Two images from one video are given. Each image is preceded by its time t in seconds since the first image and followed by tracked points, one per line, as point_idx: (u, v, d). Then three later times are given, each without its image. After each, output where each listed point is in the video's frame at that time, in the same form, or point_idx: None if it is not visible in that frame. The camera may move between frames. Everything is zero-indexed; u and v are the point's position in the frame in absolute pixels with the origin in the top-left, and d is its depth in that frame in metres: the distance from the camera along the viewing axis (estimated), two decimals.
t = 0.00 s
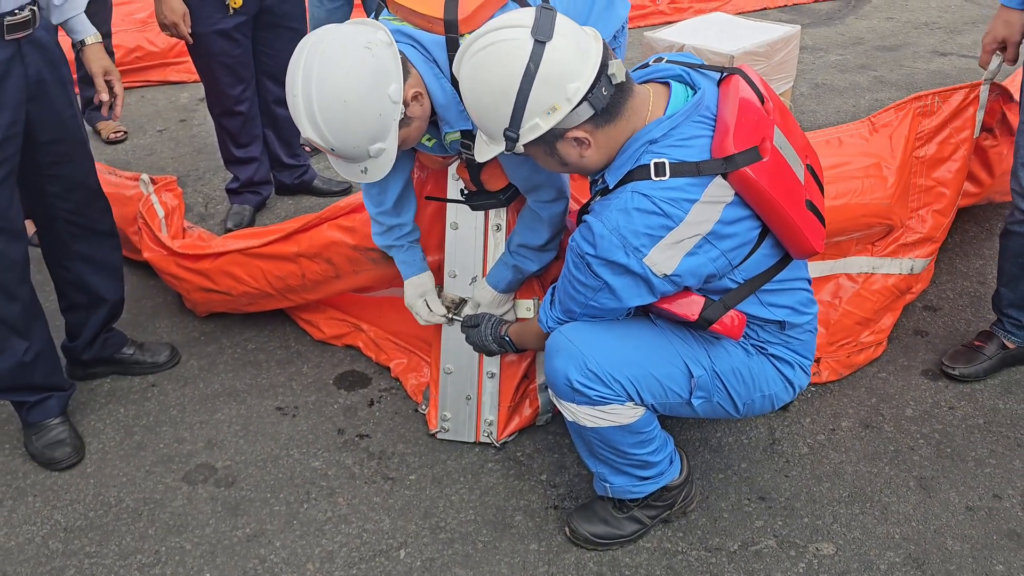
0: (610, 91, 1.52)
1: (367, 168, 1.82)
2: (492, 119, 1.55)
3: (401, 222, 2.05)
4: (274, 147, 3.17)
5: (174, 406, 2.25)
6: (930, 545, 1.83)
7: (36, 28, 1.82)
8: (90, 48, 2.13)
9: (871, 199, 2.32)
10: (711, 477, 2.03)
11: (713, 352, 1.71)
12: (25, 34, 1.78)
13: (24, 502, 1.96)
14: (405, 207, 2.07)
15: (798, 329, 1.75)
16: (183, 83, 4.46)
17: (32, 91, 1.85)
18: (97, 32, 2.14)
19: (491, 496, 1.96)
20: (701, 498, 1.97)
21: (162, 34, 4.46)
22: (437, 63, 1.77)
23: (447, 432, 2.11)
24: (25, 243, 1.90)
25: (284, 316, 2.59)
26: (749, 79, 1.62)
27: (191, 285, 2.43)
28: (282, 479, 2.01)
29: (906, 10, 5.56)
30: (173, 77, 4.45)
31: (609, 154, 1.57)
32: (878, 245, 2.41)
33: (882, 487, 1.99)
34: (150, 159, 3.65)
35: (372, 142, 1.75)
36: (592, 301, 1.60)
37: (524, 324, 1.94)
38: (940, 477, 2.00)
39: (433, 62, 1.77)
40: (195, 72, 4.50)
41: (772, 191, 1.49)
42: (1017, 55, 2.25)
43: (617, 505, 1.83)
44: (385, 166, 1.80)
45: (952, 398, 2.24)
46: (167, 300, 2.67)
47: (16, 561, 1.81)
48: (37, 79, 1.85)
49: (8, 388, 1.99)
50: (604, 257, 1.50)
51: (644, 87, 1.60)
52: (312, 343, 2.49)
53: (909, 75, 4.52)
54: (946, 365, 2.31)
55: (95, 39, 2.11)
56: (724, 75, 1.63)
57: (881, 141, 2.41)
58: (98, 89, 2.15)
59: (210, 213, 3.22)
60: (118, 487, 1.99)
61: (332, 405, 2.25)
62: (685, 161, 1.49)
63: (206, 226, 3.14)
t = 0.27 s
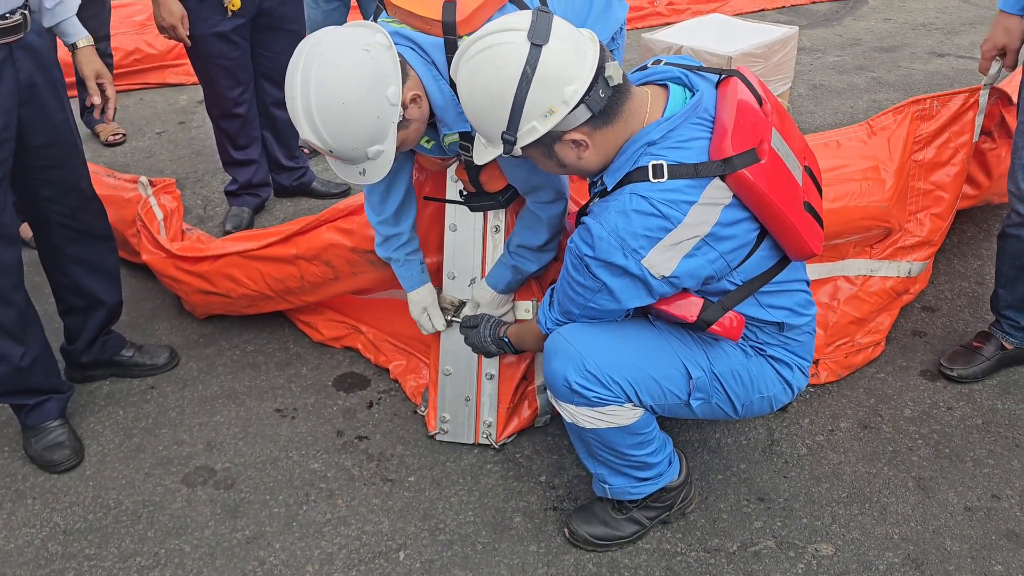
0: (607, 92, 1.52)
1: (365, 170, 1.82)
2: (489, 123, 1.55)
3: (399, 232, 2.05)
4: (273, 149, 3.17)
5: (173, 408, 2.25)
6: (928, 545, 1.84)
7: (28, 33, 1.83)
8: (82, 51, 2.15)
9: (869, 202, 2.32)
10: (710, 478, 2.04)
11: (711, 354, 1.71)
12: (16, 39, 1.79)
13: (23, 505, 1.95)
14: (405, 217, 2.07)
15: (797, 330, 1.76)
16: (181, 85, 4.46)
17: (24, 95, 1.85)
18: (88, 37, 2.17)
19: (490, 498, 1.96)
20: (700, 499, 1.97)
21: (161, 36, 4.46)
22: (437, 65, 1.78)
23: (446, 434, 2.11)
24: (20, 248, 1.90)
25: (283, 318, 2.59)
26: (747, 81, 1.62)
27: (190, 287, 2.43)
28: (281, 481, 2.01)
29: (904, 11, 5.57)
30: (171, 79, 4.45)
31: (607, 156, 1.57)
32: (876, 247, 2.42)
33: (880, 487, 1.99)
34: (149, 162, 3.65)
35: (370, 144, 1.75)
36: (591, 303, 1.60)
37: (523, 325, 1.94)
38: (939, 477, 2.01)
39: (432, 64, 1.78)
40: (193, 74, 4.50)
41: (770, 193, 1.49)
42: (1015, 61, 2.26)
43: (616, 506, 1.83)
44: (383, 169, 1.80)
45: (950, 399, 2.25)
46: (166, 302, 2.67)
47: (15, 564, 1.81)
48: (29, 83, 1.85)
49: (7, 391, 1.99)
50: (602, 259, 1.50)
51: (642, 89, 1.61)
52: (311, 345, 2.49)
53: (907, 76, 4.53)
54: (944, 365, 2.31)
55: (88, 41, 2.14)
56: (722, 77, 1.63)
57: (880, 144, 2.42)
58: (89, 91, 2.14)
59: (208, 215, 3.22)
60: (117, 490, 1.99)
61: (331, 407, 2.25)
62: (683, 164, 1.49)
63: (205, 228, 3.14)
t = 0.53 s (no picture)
0: (604, 95, 1.53)
1: (365, 170, 1.83)
2: (485, 125, 1.55)
3: (395, 225, 2.06)
4: (272, 151, 3.18)
5: (172, 409, 2.25)
6: (927, 545, 1.84)
7: (21, 36, 1.83)
8: (77, 53, 2.14)
9: (868, 208, 2.33)
10: (709, 478, 2.04)
11: (710, 355, 1.71)
12: (9, 41, 1.80)
13: (22, 507, 1.95)
14: (401, 211, 2.07)
15: (795, 331, 1.76)
16: (180, 87, 4.46)
17: (17, 98, 1.85)
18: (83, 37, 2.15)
19: (489, 499, 1.96)
20: (699, 500, 1.97)
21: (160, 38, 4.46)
22: (436, 67, 1.78)
23: (444, 435, 2.12)
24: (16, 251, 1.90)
25: (282, 320, 2.59)
26: (745, 83, 1.62)
27: (189, 289, 2.44)
28: (281, 482, 2.01)
29: (903, 11, 5.57)
30: (170, 80, 4.45)
31: (605, 158, 1.57)
32: (872, 253, 2.45)
33: (879, 487, 1.99)
34: (148, 163, 3.65)
35: (370, 145, 1.75)
36: (589, 304, 1.60)
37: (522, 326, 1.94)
38: (937, 477, 2.01)
39: (432, 66, 1.78)
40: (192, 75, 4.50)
41: (768, 194, 1.49)
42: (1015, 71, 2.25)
43: (615, 507, 1.83)
44: (384, 170, 1.80)
45: (949, 398, 2.25)
46: (165, 304, 2.67)
47: (14, 566, 1.81)
48: (22, 86, 1.85)
49: (5, 393, 1.99)
50: (600, 260, 1.50)
51: (639, 91, 1.61)
52: (309, 346, 2.49)
53: (906, 76, 4.53)
54: (942, 365, 2.32)
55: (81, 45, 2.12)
56: (719, 78, 1.63)
57: (879, 150, 2.41)
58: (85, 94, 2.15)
59: (208, 217, 3.22)
60: (117, 492, 1.99)
61: (329, 408, 2.25)
62: (681, 165, 1.49)
63: (204, 230, 3.14)
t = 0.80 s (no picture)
0: (607, 96, 1.53)
1: (369, 171, 1.83)
2: (489, 126, 1.55)
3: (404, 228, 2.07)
4: (273, 152, 3.18)
5: (172, 411, 2.25)
6: (928, 546, 1.83)
7: (19, 39, 1.84)
8: (73, 56, 2.15)
9: (864, 211, 2.33)
10: (709, 479, 2.04)
11: (710, 355, 1.71)
12: (8, 44, 1.81)
13: (22, 509, 1.96)
14: (409, 213, 2.08)
15: (796, 332, 1.75)
16: (181, 88, 4.46)
17: (16, 101, 1.86)
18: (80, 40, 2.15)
19: (489, 500, 1.96)
20: (700, 501, 1.97)
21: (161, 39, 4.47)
22: (439, 68, 1.78)
23: (445, 436, 2.11)
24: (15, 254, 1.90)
25: (282, 321, 2.59)
26: (746, 83, 1.62)
27: (190, 290, 2.44)
28: (281, 484, 2.01)
29: (904, 11, 5.57)
30: (171, 82, 4.45)
31: (606, 158, 1.57)
32: (869, 255, 2.44)
33: (880, 487, 1.99)
34: (149, 165, 3.66)
35: (374, 147, 1.75)
36: (589, 304, 1.60)
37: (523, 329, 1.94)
38: (938, 478, 2.01)
39: (434, 67, 1.78)
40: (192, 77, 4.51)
41: (768, 195, 1.49)
42: (1009, 69, 2.27)
43: (615, 508, 1.83)
44: (388, 171, 1.80)
45: (950, 399, 2.25)
46: (165, 305, 2.67)
47: (15, 568, 1.81)
48: (21, 89, 1.85)
49: (5, 396, 1.99)
50: (601, 260, 1.50)
51: (639, 91, 1.61)
52: (310, 348, 2.49)
53: (906, 76, 4.52)
54: (942, 364, 2.31)
55: (77, 48, 2.12)
56: (720, 78, 1.63)
57: (874, 154, 2.41)
58: (82, 98, 2.16)
59: (208, 218, 3.23)
60: (118, 493, 2.00)
61: (330, 409, 2.25)
62: (682, 165, 1.49)
63: (205, 231, 3.14)
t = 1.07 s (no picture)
0: (611, 95, 1.53)
1: (375, 172, 1.83)
2: (494, 127, 1.55)
3: (402, 227, 2.06)
4: (275, 153, 3.18)
5: (175, 412, 2.25)
6: (931, 546, 1.83)
7: (22, 40, 1.84)
8: (75, 57, 2.15)
9: (868, 212, 2.33)
10: (711, 479, 2.03)
11: (714, 354, 1.71)
12: (11, 46, 1.81)
13: (25, 509, 1.96)
14: (406, 212, 2.07)
15: (799, 331, 1.75)
16: (183, 89, 4.46)
17: (20, 103, 1.86)
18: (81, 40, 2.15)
19: (492, 500, 1.96)
20: (702, 501, 1.97)
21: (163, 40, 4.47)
22: (445, 68, 1.78)
23: (448, 436, 2.12)
24: (18, 256, 1.90)
25: (285, 321, 2.59)
26: (749, 82, 1.62)
27: (193, 290, 2.44)
28: (283, 484, 2.01)
29: (906, 10, 5.56)
30: (173, 83, 4.46)
31: (610, 158, 1.57)
32: (871, 257, 2.45)
33: (882, 487, 1.99)
34: (151, 166, 3.66)
35: (380, 147, 1.76)
36: (593, 303, 1.60)
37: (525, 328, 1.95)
38: (941, 478, 2.00)
39: (440, 66, 1.78)
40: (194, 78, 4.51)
41: (771, 193, 1.49)
42: None
43: (618, 508, 1.83)
44: (394, 171, 1.81)
45: (952, 398, 2.24)
46: (168, 306, 2.67)
47: (18, 568, 1.81)
48: (25, 90, 1.85)
49: (8, 397, 1.99)
50: (604, 259, 1.50)
51: (642, 91, 1.61)
52: (312, 348, 2.49)
53: (908, 76, 4.52)
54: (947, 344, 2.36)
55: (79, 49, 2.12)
56: (723, 78, 1.63)
57: (879, 155, 2.42)
58: (84, 99, 2.16)
59: (211, 218, 3.23)
60: (120, 494, 2.00)
61: (332, 410, 2.25)
62: (686, 163, 1.49)
63: (207, 231, 3.14)
